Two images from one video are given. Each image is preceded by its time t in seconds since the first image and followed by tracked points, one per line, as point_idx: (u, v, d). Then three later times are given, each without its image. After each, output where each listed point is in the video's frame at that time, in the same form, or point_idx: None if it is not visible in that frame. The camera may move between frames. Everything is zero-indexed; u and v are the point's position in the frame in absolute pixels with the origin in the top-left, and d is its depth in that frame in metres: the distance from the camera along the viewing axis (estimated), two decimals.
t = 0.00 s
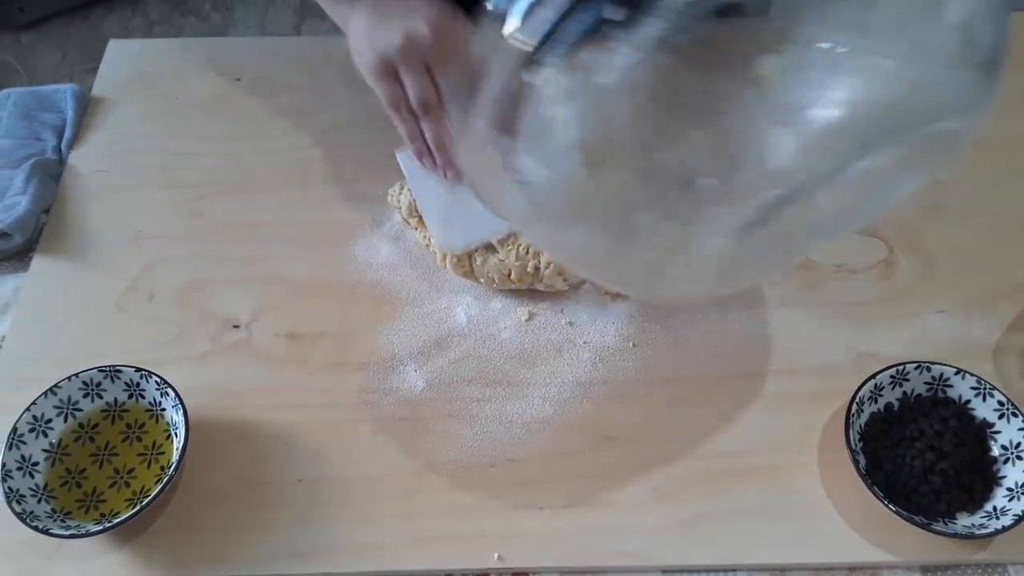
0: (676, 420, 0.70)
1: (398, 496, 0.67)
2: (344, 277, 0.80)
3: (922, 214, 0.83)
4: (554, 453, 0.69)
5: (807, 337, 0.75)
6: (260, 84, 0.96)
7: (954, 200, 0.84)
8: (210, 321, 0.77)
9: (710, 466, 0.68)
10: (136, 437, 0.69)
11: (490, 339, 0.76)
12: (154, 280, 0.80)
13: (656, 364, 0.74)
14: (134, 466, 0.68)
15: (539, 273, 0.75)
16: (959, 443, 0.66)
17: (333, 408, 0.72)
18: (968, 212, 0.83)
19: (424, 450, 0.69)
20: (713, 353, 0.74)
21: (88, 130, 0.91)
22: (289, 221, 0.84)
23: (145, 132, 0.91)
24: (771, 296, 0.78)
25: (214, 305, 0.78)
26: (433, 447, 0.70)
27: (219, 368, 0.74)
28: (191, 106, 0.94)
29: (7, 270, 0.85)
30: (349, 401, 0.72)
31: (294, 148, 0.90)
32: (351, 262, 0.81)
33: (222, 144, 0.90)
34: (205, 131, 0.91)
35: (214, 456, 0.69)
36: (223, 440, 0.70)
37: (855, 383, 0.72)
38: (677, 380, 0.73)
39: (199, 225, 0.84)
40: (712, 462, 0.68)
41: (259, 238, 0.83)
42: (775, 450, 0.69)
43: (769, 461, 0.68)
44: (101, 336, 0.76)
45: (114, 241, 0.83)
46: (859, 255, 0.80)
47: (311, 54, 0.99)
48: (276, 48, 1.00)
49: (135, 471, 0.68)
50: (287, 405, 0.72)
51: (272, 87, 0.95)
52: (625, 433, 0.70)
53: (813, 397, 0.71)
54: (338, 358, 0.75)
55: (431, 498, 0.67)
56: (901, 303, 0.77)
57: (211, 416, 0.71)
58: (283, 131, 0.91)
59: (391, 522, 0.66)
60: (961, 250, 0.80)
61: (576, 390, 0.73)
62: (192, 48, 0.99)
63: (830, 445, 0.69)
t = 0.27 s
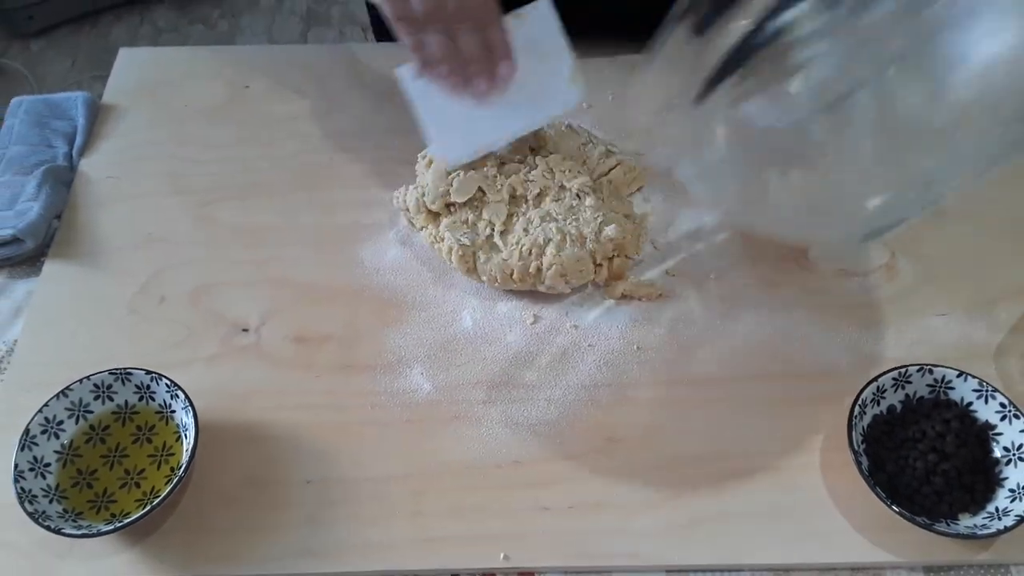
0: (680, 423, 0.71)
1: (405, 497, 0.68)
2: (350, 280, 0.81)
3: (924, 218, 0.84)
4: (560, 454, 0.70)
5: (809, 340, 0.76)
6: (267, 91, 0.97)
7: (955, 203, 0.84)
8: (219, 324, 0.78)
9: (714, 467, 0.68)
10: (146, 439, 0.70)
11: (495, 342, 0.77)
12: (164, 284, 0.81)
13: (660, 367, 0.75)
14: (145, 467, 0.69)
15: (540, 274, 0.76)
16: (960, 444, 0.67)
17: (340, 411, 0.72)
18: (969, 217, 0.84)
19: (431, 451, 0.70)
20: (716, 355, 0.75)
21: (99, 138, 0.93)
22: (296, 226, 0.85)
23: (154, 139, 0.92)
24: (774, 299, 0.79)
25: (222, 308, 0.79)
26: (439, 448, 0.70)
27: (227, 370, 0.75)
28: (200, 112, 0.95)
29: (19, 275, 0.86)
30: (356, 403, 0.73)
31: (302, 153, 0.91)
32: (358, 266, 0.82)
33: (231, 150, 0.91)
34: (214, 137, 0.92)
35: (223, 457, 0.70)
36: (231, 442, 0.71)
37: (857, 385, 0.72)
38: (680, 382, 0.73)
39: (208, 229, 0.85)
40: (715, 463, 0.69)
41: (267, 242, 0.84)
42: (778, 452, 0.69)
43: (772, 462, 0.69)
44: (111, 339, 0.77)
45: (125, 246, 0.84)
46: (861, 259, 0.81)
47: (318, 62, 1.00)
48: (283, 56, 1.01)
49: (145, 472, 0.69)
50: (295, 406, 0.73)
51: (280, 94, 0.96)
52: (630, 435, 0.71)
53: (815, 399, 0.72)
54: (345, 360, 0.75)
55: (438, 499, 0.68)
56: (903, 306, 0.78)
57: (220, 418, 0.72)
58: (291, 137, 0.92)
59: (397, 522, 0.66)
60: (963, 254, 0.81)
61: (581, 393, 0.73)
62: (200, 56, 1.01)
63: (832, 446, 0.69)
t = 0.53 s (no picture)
0: (684, 415, 0.71)
1: (409, 490, 0.68)
2: (354, 275, 0.81)
3: (927, 211, 0.84)
4: (565, 446, 0.70)
5: (813, 333, 0.76)
6: (270, 87, 0.97)
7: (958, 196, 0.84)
8: (223, 318, 0.78)
9: (718, 459, 0.69)
10: (152, 432, 0.70)
11: (500, 335, 0.77)
12: (168, 279, 0.81)
13: (664, 359, 0.75)
14: (151, 460, 0.69)
15: (543, 268, 0.76)
16: (964, 435, 0.67)
17: (344, 405, 0.73)
18: (972, 210, 0.83)
19: (435, 444, 0.70)
20: (720, 348, 0.75)
21: (104, 134, 0.93)
22: (299, 221, 0.85)
23: (158, 134, 0.93)
24: (777, 292, 0.79)
25: (227, 303, 0.79)
26: (444, 441, 0.71)
27: (232, 364, 0.75)
28: (203, 108, 0.95)
29: (24, 269, 0.86)
30: (360, 396, 0.73)
31: (305, 149, 0.91)
32: (363, 260, 0.82)
33: (235, 146, 0.91)
34: (218, 132, 0.93)
35: (228, 450, 0.70)
36: (237, 435, 0.71)
37: (861, 378, 0.73)
38: (684, 375, 0.74)
39: (212, 224, 0.85)
40: (719, 455, 0.69)
41: (272, 237, 0.84)
42: (782, 444, 0.69)
43: (776, 454, 0.69)
44: (117, 333, 0.77)
45: (130, 241, 0.84)
46: (864, 251, 0.81)
47: (320, 58, 1.00)
48: (286, 53, 1.01)
49: (151, 465, 0.69)
50: (299, 400, 0.73)
51: (283, 90, 0.97)
52: (634, 428, 0.71)
53: (819, 391, 0.72)
54: (350, 354, 0.76)
55: (442, 491, 0.68)
56: (906, 298, 0.78)
57: (225, 412, 0.72)
58: (294, 133, 0.92)
59: (402, 514, 0.67)
60: (966, 247, 0.81)
61: (585, 386, 0.74)
62: (204, 53, 1.01)
63: (836, 438, 0.70)
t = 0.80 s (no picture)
0: (683, 417, 0.71)
1: (407, 491, 0.68)
2: (352, 274, 0.81)
3: (926, 213, 0.83)
4: (564, 447, 0.70)
5: (812, 334, 0.75)
6: (268, 86, 0.96)
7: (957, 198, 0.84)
8: (220, 319, 0.78)
9: (718, 461, 0.68)
10: (148, 432, 0.70)
11: (498, 336, 0.77)
12: (164, 279, 0.80)
13: (662, 361, 0.75)
14: (147, 461, 0.69)
15: (542, 269, 0.75)
16: (964, 437, 0.67)
17: (342, 406, 0.72)
18: (972, 211, 0.83)
19: (433, 445, 0.70)
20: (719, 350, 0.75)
21: (101, 132, 0.92)
22: (297, 220, 0.85)
23: (154, 132, 0.92)
24: (776, 293, 0.78)
25: (224, 303, 0.79)
26: (442, 442, 0.70)
27: (229, 365, 0.75)
28: (200, 106, 0.95)
29: (20, 268, 0.86)
30: (358, 397, 0.73)
31: (302, 147, 0.91)
32: (361, 260, 0.82)
33: (232, 145, 0.91)
34: (215, 130, 0.92)
35: (225, 452, 0.70)
36: (234, 435, 0.71)
37: (861, 380, 0.72)
38: (683, 376, 0.73)
39: (208, 222, 0.85)
40: (718, 457, 0.69)
41: (270, 236, 0.84)
42: (781, 446, 0.69)
43: (775, 456, 0.69)
44: (113, 333, 0.77)
45: (126, 240, 0.84)
46: (864, 253, 0.81)
47: (318, 57, 1.00)
48: (284, 51, 1.00)
49: (148, 466, 0.68)
50: (297, 400, 0.73)
51: (281, 89, 0.96)
52: (633, 429, 0.71)
53: (818, 393, 0.72)
54: (347, 355, 0.75)
55: (440, 493, 0.67)
56: (905, 300, 0.77)
57: (221, 412, 0.72)
58: (291, 131, 0.92)
59: (400, 516, 0.66)
60: (965, 249, 0.81)
61: (584, 387, 0.73)
62: (201, 51, 1.00)
63: (836, 441, 0.69)
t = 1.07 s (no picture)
0: (685, 420, 0.70)
1: (404, 497, 0.66)
2: (349, 274, 0.79)
3: (932, 211, 0.82)
4: (563, 452, 0.68)
5: (816, 336, 0.74)
6: (263, 82, 0.95)
7: (964, 197, 0.83)
8: (214, 321, 0.76)
9: (720, 466, 0.67)
10: (141, 437, 0.69)
11: (497, 338, 0.75)
12: (157, 279, 0.79)
13: (663, 363, 0.73)
14: (139, 466, 0.67)
15: (542, 270, 0.74)
16: (971, 442, 0.66)
17: (337, 410, 0.71)
18: (979, 210, 0.82)
19: (430, 450, 0.69)
20: (722, 352, 0.73)
21: (94, 129, 0.91)
22: (292, 220, 0.83)
23: (148, 129, 0.91)
24: (780, 293, 0.77)
25: (218, 303, 0.77)
26: (439, 447, 0.69)
27: (223, 367, 0.73)
28: (195, 103, 0.93)
29: (12, 269, 0.85)
30: (353, 400, 0.71)
31: (298, 144, 0.89)
32: (357, 260, 0.80)
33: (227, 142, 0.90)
34: (209, 127, 0.91)
35: (219, 456, 0.69)
36: (227, 439, 0.69)
37: (866, 383, 0.71)
38: (685, 379, 0.72)
39: (202, 222, 0.83)
40: (721, 461, 0.67)
41: (265, 235, 0.82)
42: (784, 451, 0.68)
43: (778, 461, 0.67)
44: (105, 335, 0.76)
45: (118, 239, 0.82)
46: (869, 252, 0.79)
47: (315, 53, 0.98)
48: (280, 47, 0.99)
49: (139, 472, 0.67)
50: (292, 404, 0.71)
51: (276, 85, 0.95)
52: (634, 433, 0.69)
53: (822, 396, 0.71)
54: (343, 357, 0.74)
55: (437, 499, 0.66)
56: (911, 301, 0.76)
57: (215, 416, 0.71)
58: (287, 128, 0.91)
59: (396, 522, 0.65)
60: (971, 248, 0.79)
61: (584, 390, 0.72)
62: (195, 46, 0.99)
63: (840, 446, 0.68)
